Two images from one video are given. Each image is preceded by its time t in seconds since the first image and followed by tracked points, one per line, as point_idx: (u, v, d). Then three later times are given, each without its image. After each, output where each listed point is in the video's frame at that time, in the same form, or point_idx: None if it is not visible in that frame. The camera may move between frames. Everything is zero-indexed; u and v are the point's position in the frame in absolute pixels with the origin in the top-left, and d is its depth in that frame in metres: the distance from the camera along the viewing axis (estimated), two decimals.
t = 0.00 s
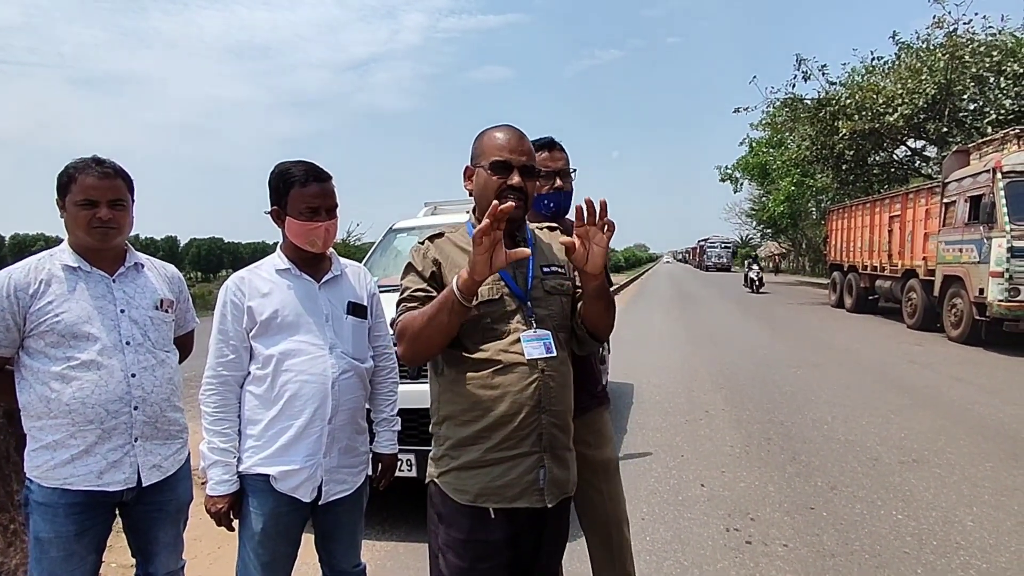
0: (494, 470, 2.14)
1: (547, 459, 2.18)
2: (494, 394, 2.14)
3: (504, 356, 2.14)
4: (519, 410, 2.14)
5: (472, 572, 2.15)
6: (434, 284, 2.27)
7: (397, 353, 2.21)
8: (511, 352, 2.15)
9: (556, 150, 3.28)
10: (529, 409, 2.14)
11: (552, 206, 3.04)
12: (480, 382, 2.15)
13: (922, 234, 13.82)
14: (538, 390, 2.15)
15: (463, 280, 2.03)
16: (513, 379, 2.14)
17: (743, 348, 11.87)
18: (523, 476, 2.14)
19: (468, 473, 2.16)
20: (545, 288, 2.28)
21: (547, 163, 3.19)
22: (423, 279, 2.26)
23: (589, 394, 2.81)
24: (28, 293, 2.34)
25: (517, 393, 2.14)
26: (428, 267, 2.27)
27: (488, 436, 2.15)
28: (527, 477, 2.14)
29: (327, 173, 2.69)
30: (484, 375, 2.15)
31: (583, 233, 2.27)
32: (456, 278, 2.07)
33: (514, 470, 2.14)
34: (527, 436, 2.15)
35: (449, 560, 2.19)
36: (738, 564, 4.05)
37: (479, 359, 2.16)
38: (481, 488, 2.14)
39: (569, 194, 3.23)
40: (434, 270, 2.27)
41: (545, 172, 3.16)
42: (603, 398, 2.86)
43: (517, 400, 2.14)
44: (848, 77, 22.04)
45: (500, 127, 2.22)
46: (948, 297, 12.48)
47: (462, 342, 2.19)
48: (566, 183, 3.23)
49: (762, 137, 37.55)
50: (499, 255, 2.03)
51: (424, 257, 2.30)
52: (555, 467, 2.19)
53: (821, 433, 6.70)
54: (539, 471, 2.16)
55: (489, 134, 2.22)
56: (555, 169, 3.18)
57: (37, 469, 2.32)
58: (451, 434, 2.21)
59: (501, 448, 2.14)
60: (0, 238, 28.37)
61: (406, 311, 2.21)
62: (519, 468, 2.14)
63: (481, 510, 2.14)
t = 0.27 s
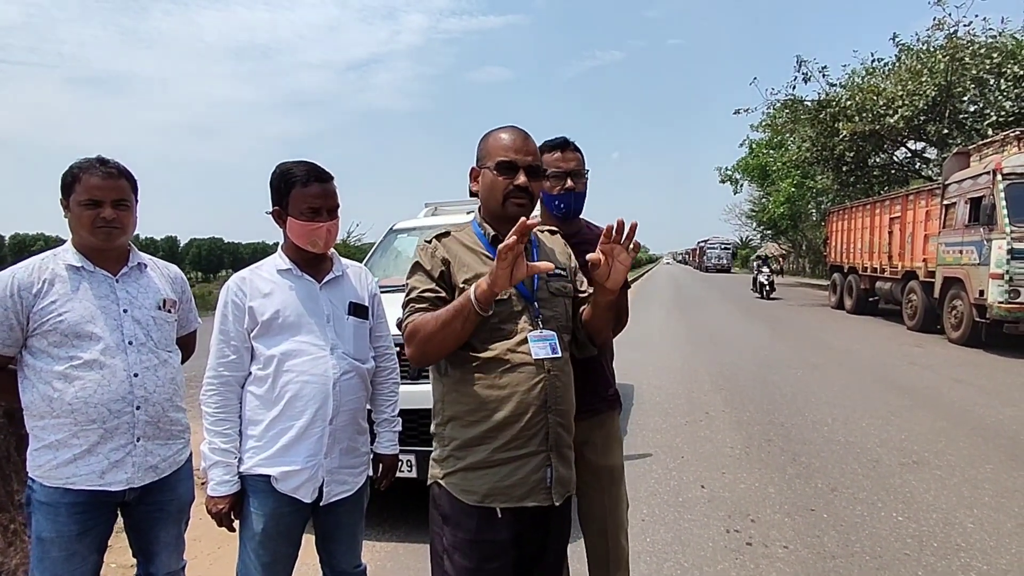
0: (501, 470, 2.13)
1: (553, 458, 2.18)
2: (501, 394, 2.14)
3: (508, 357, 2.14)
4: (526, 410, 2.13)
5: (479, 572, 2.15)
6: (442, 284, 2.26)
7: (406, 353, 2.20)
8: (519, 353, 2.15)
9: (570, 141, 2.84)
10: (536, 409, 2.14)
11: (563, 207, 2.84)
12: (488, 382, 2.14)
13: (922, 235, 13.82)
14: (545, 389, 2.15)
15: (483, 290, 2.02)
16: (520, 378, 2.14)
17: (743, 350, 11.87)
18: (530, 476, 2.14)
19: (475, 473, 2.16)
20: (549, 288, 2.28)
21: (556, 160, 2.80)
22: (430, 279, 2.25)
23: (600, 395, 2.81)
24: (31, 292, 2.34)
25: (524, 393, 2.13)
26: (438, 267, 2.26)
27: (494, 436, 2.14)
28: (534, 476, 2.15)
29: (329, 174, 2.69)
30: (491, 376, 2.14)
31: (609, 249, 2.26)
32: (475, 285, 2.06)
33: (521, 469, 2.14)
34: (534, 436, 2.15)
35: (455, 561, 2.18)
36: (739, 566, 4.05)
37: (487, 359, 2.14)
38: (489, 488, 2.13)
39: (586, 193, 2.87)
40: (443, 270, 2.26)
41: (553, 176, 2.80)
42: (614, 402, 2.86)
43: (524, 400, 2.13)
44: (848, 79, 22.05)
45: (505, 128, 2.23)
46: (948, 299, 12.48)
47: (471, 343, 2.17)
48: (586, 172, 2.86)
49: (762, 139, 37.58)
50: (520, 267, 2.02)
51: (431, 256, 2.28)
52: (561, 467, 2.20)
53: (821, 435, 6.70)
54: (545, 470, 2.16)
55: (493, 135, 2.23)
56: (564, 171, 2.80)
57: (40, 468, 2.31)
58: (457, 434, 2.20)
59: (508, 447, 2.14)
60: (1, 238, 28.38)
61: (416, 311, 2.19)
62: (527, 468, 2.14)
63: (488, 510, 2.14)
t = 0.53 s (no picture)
0: (503, 470, 2.14)
1: (555, 460, 2.18)
2: (503, 395, 2.15)
3: (511, 358, 2.15)
4: (529, 411, 2.14)
5: (482, 571, 2.16)
6: (448, 286, 2.27)
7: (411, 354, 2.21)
8: (522, 354, 2.16)
9: (595, 143, 2.75)
10: (538, 410, 2.15)
11: (585, 209, 2.79)
12: (491, 384, 2.15)
13: (925, 239, 13.81)
14: (547, 391, 2.16)
15: (488, 296, 2.03)
16: (522, 380, 2.14)
17: (745, 353, 11.87)
18: (532, 476, 2.15)
19: (477, 473, 2.17)
20: (554, 291, 2.29)
21: (579, 163, 2.75)
22: (436, 281, 2.26)
23: (620, 398, 2.87)
24: (41, 293, 2.35)
25: (527, 394, 2.14)
26: (443, 269, 2.27)
27: (497, 437, 2.15)
28: (536, 477, 2.15)
29: (335, 176, 2.70)
30: (494, 377, 2.15)
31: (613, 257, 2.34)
32: (480, 291, 2.07)
33: (523, 470, 2.15)
34: (537, 437, 2.16)
35: (458, 560, 2.19)
36: (741, 569, 4.05)
37: (490, 360, 2.16)
38: (491, 488, 2.14)
39: (610, 195, 2.81)
40: (449, 271, 2.27)
41: (575, 178, 2.76)
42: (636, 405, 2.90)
43: (527, 401, 2.14)
44: (850, 82, 22.06)
45: (509, 133, 2.25)
46: (950, 303, 12.47)
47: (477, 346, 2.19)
48: (611, 174, 2.79)
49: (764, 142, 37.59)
50: (525, 275, 2.05)
51: (437, 259, 2.29)
52: (563, 468, 2.20)
53: (823, 438, 6.69)
54: (547, 471, 2.17)
55: (496, 140, 2.24)
56: (587, 173, 2.74)
57: (48, 467, 2.33)
58: (460, 434, 2.21)
59: (510, 448, 2.15)
60: (3, 239, 28.44)
61: (421, 314, 2.20)
62: (529, 468, 2.15)
63: (490, 510, 2.15)
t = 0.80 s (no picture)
0: (502, 471, 2.15)
1: (553, 462, 2.19)
2: (503, 396, 2.16)
3: (511, 361, 2.17)
4: (527, 413, 2.15)
5: (481, 571, 2.17)
6: (449, 288, 2.29)
7: (409, 354, 2.24)
8: (521, 357, 2.17)
9: (627, 146, 2.83)
10: (536, 413, 2.16)
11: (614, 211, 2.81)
12: (491, 385, 2.17)
13: (929, 244, 13.78)
14: (546, 394, 2.17)
15: (478, 295, 2.05)
16: (521, 382, 2.16)
17: (747, 357, 11.86)
18: (531, 478, 2.15)
19: (476, 473, 2.18)
20: (556, 293, 2.31)
21: (609, 165, 2.81)
22: (438, 282, 2.29)
23: (638, 399, 2.94)
24: (51, 293, 2.37)
25: (525, 397, 2.15)
26: (445, 270, 2.29)
27: (496, 438, 2.17)
28: (534, 479, 2.16)
29: (341, 180, 2.72)
30: (493, 379, 2.17)
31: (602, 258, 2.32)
32: (472, 290, 2.08)
33: (522, 471, 2.15)
34: (535, 439, 2.17)
35: (458, 559, 2.20)
36: (743, 573, 4.05)
37: (490, 361, 2.17)
38: (490, 488, 2.15)
39: (637, 199, 2.84)
40: (450, 274, 2.29)
41: (604, 179, 2.82)
42: (652, 406, 2.99)
43: (526, 404, 2.15)
44: (854, 86, 22.06)
45: (515, 137, 2.25)
46: (954, 308, 12.45)
47: (475, 346, 2.21)
48: (641, 178, 2.84)
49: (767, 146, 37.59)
50: (514, 271, 2.05)
51: (440, 261, 2.32)
52: (562, 471, 2.21)
53: (826, 442, 6.69)
54: (546, 473, 2.18)
55: (503, 145, 2.25)
56: (616, 176, 2.80)
57: (56, 467, 2.34)
58: (460, 435, 2.23)
59: (508, 449, 2.16)
60: (8, 240, 28.58)
61: (419, 313, 2.23)
62: (528, 470, 2.16)
63: (489, 510, 2.15)
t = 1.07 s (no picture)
0: (500, 473, 2.16)
1: (552, 465, 2.18)
2: (501, 398, 2.16)
3: (509, 364, 2.17)
4: (525, 415, 2.16)
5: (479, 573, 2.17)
6: (448, 292, 2.30)
7: (411, 360, 2.27)
8: (519, 360, 2.18)
9: (649, 152, 2.88)
10: (535, 416, 2.16)
11: (631, 217, 2.89)
12: (490, 388, 2.18)
13: (931, 247, 13.79)
14: (544, 397, 2.17)
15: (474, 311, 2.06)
16: (519, 385, 2.16)
17: (749, 360, 11.85)
18: (529, 481, 2.15)
19: (475, 475, 2.19)
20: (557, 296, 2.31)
21: (631, 171, 2.87)
22: (438, 288, 2.30)
23: (646, 405, 2.94)
24: (56, 295, 2.38)
25: (523, 399, 2.16)
26: (444, 276, 2.31)
27: (495, 440, 2.17)
28: (532, 483, 2.15)
29: (344, 183, 2.73)
30: (492, 382, 2.18)
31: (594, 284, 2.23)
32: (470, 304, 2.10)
33: (520, 474, 2.15)
34: (533, 442, 2.17)
35: (457, 559, 2.21)
36: None
37: (489, 364, 2.18)
38: (488, 490, 2.16)
39: (658, 206, 2.91)
40: (449, 278, 2.31)
41: (626, 185, 2.87)
42: (661, 412, 2.98)
43: (524, 406, 2.16)
44: (856, 90, 22.05)
45: (513, 139, 2.27)
46: (957, 311, 12.43)
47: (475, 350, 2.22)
48: (660, 185, 2.90)
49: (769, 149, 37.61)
50: (514, 294, 2.06)
51: (440, 265, 2.33)
52: (561, 474, 2.20)
53: (828, 446, 6.68)
54: (544, 476, 2.17)
55: (502, 147, 2.26)
56: (637, 182, 2.85)
57: (60, 468, 2.35)
58: (461, 436, 2.24)
59: (507, 452, 2.16)
60: (12, 242, 28.69)
61: (420, 321, 2.25)
62: (525, 473, 2.16)
63: (487, 512, 2.16)
